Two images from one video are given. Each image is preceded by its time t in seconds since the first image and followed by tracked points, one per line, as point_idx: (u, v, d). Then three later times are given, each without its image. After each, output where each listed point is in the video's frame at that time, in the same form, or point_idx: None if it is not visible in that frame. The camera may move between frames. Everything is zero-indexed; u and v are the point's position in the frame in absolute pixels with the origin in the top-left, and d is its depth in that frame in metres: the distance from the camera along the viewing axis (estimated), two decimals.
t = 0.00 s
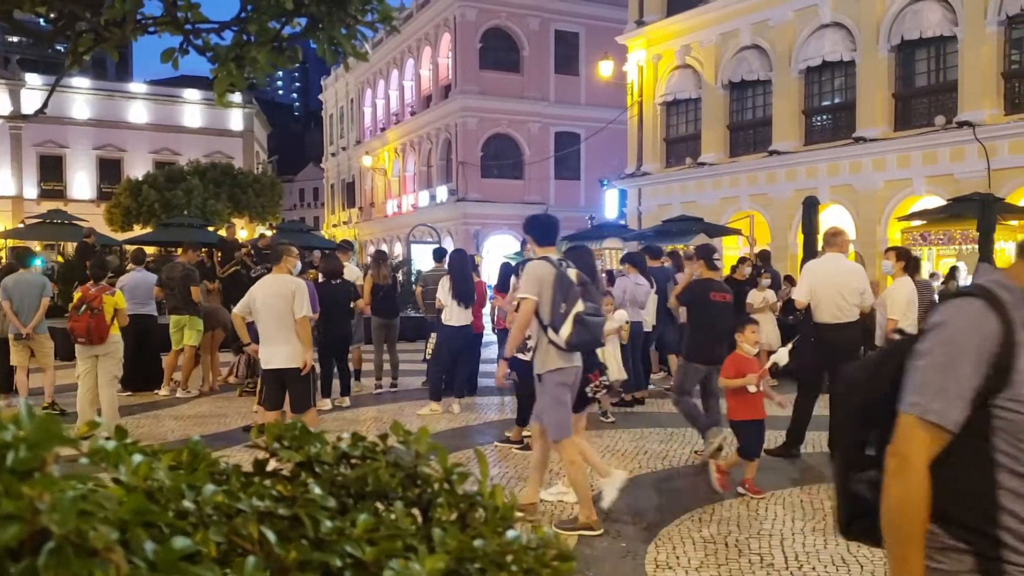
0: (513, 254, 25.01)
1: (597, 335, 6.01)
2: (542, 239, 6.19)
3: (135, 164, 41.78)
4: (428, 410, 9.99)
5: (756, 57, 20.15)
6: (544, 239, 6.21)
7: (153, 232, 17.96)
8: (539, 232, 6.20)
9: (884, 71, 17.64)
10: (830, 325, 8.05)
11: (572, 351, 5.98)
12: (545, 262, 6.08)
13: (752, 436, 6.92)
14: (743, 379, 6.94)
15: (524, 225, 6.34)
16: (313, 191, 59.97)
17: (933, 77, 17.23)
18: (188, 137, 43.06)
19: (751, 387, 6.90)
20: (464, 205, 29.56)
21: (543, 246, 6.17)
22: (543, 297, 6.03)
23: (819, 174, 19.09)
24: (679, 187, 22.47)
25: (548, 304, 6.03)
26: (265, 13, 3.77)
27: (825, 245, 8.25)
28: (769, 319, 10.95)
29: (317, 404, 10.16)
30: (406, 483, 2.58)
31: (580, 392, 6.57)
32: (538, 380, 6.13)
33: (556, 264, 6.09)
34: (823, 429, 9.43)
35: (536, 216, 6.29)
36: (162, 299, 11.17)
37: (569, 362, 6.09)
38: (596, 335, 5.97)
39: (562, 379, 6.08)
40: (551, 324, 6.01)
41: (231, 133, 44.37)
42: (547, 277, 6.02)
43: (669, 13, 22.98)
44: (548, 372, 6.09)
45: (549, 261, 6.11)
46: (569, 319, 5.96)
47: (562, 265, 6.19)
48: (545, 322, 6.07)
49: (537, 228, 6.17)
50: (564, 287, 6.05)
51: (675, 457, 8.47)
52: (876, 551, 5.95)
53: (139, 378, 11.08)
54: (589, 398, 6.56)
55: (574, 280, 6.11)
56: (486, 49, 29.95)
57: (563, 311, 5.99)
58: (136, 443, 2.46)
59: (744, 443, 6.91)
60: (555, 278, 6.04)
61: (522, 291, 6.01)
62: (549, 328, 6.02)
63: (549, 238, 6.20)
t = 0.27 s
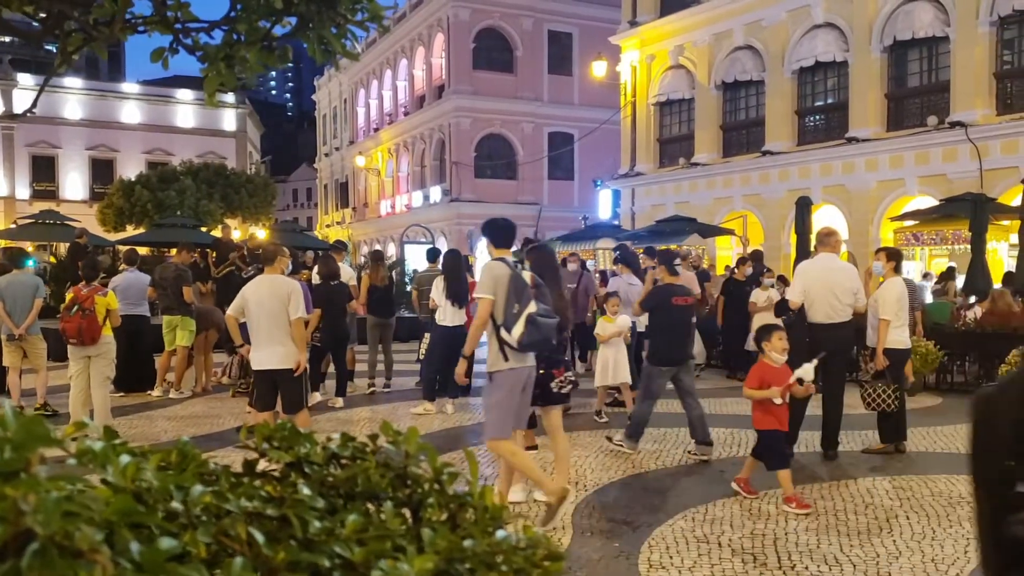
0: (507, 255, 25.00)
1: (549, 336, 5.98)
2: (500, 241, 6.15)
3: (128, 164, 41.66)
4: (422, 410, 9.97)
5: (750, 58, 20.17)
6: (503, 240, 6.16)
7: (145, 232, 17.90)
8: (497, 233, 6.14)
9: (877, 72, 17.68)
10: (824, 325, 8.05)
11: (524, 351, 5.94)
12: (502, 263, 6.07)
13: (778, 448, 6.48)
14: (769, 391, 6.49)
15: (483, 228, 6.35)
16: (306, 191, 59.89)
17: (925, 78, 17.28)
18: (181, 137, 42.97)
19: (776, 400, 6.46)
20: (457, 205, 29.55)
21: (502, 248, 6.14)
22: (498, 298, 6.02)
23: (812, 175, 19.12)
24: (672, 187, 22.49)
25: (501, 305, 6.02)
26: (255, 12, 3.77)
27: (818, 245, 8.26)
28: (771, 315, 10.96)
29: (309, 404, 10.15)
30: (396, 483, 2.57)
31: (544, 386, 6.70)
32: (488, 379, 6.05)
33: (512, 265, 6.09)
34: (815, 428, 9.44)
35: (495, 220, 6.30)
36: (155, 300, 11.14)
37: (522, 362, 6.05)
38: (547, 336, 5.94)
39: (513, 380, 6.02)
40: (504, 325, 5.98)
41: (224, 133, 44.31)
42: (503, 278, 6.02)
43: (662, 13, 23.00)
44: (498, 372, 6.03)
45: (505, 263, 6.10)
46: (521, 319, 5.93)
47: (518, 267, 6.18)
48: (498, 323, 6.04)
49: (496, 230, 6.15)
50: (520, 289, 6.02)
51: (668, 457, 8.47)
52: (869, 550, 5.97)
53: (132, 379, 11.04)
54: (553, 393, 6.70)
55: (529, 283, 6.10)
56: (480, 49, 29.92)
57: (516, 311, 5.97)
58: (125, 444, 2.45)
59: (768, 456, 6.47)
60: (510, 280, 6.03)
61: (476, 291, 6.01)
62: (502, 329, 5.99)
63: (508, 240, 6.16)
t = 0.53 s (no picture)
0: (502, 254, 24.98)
1: (508, 334, 5.95)
2: (462, 240, 6.09)
3: (122, 164, 41.57)
4: (417, 410, 9.97)
5: (744, 58, 20.19)
6: (465, 239, 6.11)
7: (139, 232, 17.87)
8: (460, 230, 6.08)
9: (871, 73, 17.72)
10: (818, 324, 8.06)
11: (483, 349, 5.92)
12: (463, 261, 6.00)
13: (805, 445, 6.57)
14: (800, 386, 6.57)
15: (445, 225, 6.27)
16: (301, 191, 59.84)
17: (920, 78, 17.31)
18: (175, 136, 42.91)
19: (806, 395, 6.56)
20: (452, 205, 29.53)
21: (464, 246, 6.09)
22: (458, 298, 5.96)
23: (806, 174, 19.15)
24: (667, 187, 22.50)
25: (461, 303, 5.96)
26: (248, 12, 3.76)
27: (813, 245, 8.27)
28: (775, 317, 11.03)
29: (304, 404, 10.13)
30: (388, 484, 2.57)
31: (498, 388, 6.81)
32: (444, 375, 6.00)
33: (473, 264, 6.03)
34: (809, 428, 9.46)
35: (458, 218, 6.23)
36: (149, 299, 11.11)
37: (480, 360, 6.02)
38: (507, 335, 5.92)
39: (469, 378, 5.99)
40: (464, 323, 5.93)
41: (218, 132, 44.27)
42: (465, 277, 5.96)
43: (657, 13, 23.02)
44: (456, 369, 5.98)
45: (467, 261, 6.05)
46: (481, 317, 5.89)
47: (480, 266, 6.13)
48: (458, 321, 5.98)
49: (459, 229, 6.08)
50: (481, 288, 5.98)
51: (662, 457, 8.49)
52: (863, 550, 5.98)
53: (126, 379, 11.02)
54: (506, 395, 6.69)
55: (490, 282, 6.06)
56: (474, 49, 29.91)
57: (476, 310, 5.92)
58: (116, 445, 2.45)
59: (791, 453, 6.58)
60: (472, 279, 5.98)
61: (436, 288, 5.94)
62: (461, 327, 5.94)
63: (470, 239, 6.11)
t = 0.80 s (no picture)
0: (496, 255, 24.99)
1: (460, 339, 5.97)
2: (419, 243, 6.07)
3: (115, 164, 41.46)
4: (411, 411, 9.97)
5: (738, 59, 20.22)
6: (423, 243, 6.08)
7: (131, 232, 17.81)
8: (417, 234, 6.05)
9: (865, 74, 17.76)
10: (811, 325, 8.09)
11: (435, 354, 5.94)
12: (417, 266, 5.99)
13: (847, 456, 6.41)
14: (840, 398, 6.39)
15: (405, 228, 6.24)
16: (295, 191, 59.79)
17: (913, 79, 17.36)
18: (168, 136, 42.83)
19: (850, 405, 6.38)
20: (446, 206, 29.52)
21: (421, 250, 6.07)
22: (411, 303, 5.96)
23: (799, 176, 19.18)
24: (661, 188, 22.53)
25: (413, 309, 5.97)
26: (239, 12, 3.76)
27: (806, 246, 8.29)
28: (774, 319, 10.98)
29: (297, 405, 10.12)
30: (378, 484, 2.57)
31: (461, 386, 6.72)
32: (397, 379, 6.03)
33: (428, 269, 6.03)
34: (803, 428, 9.48)
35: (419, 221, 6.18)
36: (142, 300, 11.08)
37: (434, 364, 6.03)
38: (459, 340, 5.93)
39: (422, 382, 6.01)
40: (417, 328, 5.95)
41: (212, 132, 44.23)
42: (418, 282, 5.97)
43: (651, 14, 23.05)
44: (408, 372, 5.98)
45: (423, 266, 6.04)
46: (432, 323, 5.89)
47: (436, 271, 6.11)
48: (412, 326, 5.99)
49: (417, 232, 6.05)
50: (434, 293, 5.99)
51: (654, 457, 8.51)
52: (855, 550, 6.00)
53: (118, 380, 10.99)
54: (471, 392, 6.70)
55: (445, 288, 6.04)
56: (469, 50, 29.90)
57: (427, 316, 5.92)
58: (106, 445, 2.44)
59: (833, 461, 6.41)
60: (425, 283, 5.99)
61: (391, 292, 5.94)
62: (415, 331, 5.96)
63: (428, 243, 6.08)
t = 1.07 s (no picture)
0: (489, 255, 24.98)
1: (411, 334, 6.16)
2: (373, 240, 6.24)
3: (107, 163, 41.32)
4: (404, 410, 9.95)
5: (730, 60, 20.26)
6: (379, 240, 6.22)
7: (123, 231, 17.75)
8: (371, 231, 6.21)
9: (857, 75, 17.81)
10: (802, 324, 8.12)
11: (387, 348, 6.15)
12: (368, 263, 6.18)
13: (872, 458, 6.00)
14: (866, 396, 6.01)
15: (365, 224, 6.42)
16: (287, 190, 59.70)
17: (905, 80, 17.41)
18: (160, 135, 42.72)
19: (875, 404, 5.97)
20: (439, 205, 29.49)
21: (377, 247, 6.23)
22: (362, 299, 6.17)
23: (791, 176, 19.22)
24: (653, 188, 22.55)
25: (365, 304, 6.18)
26: (229, 10, 3.75)
27: (799, 246, 8.30)
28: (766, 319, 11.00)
29: (289, 405, 10.09)
30: (368, 483, 2.57)
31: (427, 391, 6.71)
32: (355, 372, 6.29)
33: (382, 265, 6.20)
34: (795, 428, 9.50)
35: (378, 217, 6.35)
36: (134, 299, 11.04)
37: (390, 359, 6.24)
38: (408, 335, 6.12)
39: (379, 376, 6.24)
40: (369, 323, 6.17)
41: (204, 131, 44.16)
42: (368, 278, 6.15)
43: (644, 14, 23.06)
44: (366, 367, 6.24)
45: (376, 263, 6.22)
46: (381, 318, 6.10)
47: (390, 266, 6.27)
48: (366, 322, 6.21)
49: (372, 229, 6.19)
50: (386, 289, 6.16)
51: (646, 457, 8.51)
52: (847, 549, 6.01)
53: (110, 380, 10.95)
54: (436, 393, 6.67)
55: (397, 283, 6.19)
56: (461, 49, 29.89)
57: (377, 311, 6.12)
58: (95, 444, 2.43)
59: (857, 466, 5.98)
60: (376, 279, 6.16)
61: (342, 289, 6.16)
62: (367, 326, 6.18)
63: (385, 240, 6.21)
